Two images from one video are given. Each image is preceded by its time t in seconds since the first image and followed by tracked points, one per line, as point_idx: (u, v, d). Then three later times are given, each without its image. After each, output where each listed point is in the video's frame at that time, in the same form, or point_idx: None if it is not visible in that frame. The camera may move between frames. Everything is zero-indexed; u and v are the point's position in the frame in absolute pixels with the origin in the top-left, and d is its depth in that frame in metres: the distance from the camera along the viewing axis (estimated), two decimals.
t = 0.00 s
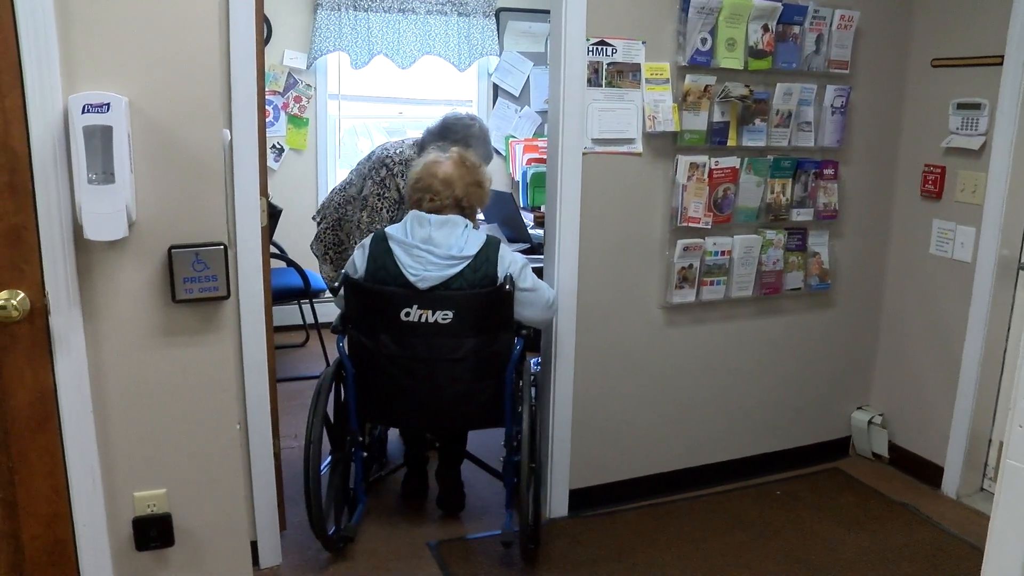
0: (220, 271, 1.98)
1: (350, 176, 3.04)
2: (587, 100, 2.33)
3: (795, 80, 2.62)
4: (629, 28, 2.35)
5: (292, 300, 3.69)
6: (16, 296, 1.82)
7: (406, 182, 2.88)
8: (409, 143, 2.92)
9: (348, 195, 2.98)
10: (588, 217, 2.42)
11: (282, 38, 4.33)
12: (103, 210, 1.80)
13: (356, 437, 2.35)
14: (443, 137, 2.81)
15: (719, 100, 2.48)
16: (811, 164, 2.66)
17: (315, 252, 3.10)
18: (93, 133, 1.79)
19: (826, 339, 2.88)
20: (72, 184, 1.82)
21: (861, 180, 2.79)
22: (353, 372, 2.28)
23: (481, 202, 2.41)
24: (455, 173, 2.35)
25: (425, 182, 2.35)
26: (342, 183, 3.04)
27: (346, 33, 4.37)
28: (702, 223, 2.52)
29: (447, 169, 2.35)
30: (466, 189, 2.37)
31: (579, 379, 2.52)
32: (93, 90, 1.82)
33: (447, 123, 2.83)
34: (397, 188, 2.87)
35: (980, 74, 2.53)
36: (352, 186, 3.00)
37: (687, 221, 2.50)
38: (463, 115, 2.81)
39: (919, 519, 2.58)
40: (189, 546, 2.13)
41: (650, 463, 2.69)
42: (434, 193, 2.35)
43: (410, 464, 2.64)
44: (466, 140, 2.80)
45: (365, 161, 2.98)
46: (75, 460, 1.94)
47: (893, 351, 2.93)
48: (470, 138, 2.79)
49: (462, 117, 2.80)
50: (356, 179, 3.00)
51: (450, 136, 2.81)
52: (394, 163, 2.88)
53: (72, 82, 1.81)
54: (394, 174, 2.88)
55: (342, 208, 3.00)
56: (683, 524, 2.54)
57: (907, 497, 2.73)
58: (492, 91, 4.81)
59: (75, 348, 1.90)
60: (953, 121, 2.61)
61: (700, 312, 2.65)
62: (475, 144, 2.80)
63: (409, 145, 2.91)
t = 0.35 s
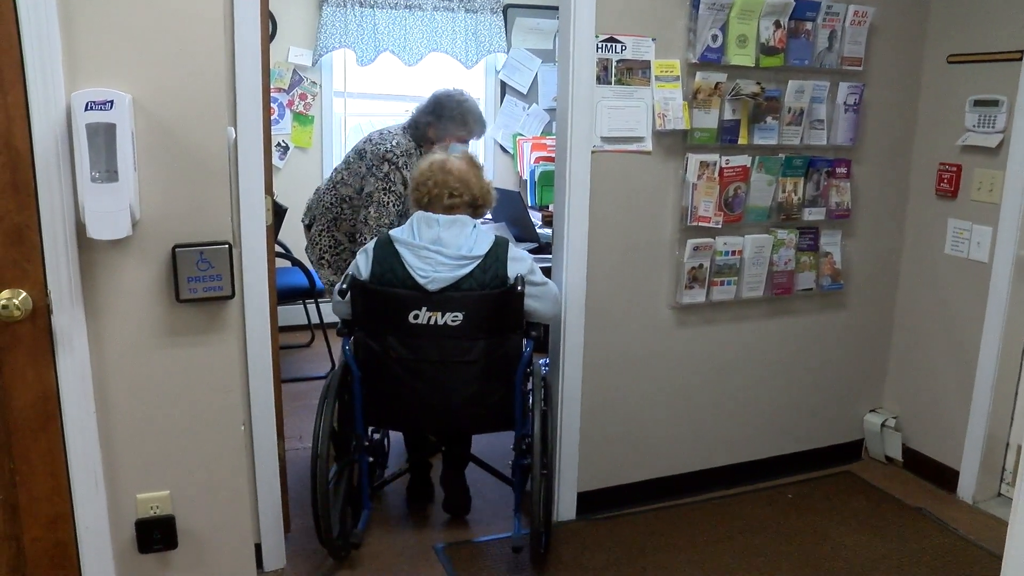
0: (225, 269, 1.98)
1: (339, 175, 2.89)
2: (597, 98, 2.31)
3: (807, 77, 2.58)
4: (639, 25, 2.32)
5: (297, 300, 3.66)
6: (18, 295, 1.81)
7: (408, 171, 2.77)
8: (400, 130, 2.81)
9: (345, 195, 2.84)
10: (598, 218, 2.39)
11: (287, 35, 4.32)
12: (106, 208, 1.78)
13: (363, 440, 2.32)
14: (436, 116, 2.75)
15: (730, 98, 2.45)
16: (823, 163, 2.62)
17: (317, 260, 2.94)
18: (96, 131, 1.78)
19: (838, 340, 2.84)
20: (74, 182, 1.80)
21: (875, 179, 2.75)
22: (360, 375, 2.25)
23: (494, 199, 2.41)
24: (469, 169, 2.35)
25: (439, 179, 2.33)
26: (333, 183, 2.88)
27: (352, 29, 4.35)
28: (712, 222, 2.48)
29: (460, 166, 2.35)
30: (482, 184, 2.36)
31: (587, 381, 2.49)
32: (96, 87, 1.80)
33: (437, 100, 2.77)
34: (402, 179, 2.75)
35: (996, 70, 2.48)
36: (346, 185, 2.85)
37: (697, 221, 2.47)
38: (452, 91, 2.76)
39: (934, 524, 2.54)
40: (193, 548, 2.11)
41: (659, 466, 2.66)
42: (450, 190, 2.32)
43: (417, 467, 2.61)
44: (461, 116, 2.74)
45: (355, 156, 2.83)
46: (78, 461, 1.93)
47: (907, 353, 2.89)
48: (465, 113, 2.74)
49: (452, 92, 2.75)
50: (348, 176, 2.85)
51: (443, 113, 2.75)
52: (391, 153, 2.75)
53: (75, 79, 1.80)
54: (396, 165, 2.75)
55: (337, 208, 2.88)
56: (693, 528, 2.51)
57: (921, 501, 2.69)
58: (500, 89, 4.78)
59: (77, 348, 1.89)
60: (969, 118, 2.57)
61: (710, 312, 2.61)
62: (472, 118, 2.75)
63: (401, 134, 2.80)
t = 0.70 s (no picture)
0: (230, 269, 1.96)
1: (330, 164, 2.75)
2: (606, 95, 2.27)
3: (820, 74, 2.54)
4: (649, 21, 2.29)
5: (302, 300, 3.64)
6: (20, 295, 1.79)
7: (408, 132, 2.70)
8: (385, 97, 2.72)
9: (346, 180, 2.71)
10: (607, 217, 2.36)
11: (292, 32, 4.31)
12: (109, 207, 1.76)
13: (370, 442, 2.29)
14: (421, 74, 2.71)
15: (741, 96, 2.41)
16: (836, 162, 2.58)
17: (337, 259, 2.79)
18: (99, 128, 1.76)
19: (851, 341, 2.80)
20: (77, 180, 1.78)
21: (889, 178, 2.71)
22: (366, 376, 2.23)
23: (497, 198, 2.37)
24: (470, 173, 2.31)
25: (440, 184, 2.30)
26: (328, 166, 2.76)
27: (357, 25, 4.31)
28: (723, 222, 2.45)
29: (461, 168, 2.31)
30: (483, 187, 2.32)
31: (596, 382, 2.46)
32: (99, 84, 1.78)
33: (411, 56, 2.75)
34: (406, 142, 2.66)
35: (1014, 67, 2.44)
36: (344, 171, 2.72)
37: (708, 220, 2.43)
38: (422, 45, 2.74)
39: (950, 529, 2.50)
40: (197, 551, 2.09)
41: (669, 469, 2.63)
42: (451, 196, 2.30)
43: (423, 470, 2.59)
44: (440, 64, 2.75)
45: (343, 138, 2.70)
46: (80, 462, 1.91)
47: (921, 354, 2.85)
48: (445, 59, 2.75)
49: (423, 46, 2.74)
50: (341, 159, 2.72)
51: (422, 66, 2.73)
52: (387, 121, 2.65)
53: (78, 76, 1.78)
54: (397, 129, 2.65)
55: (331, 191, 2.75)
56: (704, 532, 2.47)
57: (937, 506, 2.65)
58: (507, 86, 4.75)
59: (80, 348, 1.87)
60: (987, 115, 2.52)
61: (721, 312, 2.58)
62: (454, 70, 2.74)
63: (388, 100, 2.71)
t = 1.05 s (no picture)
0: (233, 269, 1.93)
1: (334, 158, 2.86)
2: (613, 93, 2.25)
3: (831, 71, 2.50)
4: (657, 18, 2.26)
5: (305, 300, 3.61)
6: (20, 295, 1.76)
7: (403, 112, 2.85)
8: (374, 84, 2.85)
9: (355, 167, 2.83)
10: (614, 217, 2.33)
11: (295, 30, 4.29)
12: (111, 206, 1.74)
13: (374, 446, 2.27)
14: (402, 56, 2.89)
15: (751, 93, 2.37)
16: (847, 160, 2.54)
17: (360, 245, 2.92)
18: (100, 126, 1.74)
19: (862, 343, 2.76)
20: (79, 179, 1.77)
21: (901, 177, 2.67)
22: (370, 378, 2.20)
23: (500, 200, 2.34)
24: (470, 176, 2.28)
25: (440, 187, 2.28)
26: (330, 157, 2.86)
27: (362, 22, 4.27)
28: (732, 221, 2.41)
29: (461, 170, 2.28)
30: (483, 190, 2.29)
31: (603, 383, 2.43)
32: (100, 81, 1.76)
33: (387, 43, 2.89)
34: (407, 119, 2.81)
35: None
36: (350, 161, 2.83)
37: (716, 219, 2.40)
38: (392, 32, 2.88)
39: (964, 534, 2.46)
40: (198, 554, 2.07)
41: (677, 472, 2.59)
42: (451, 198, 2.28)
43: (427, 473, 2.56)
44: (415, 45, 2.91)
45: (342, 129, 2.82)
46: (81, 464, 1.89)
47: (934, 356, 2.81)
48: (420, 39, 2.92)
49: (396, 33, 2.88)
50: (343, 150, 2.84)
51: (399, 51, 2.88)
52: (385, 106, 2.78)
53: (79, 73, 1.76)
54: (397, 110, 2.79)
55: (338, 181, 2.87)
56: (713, 536, 2.44)
57: (950, 511, 2.61)
58: (513, 84, 4.73)
59: (81, 348, 1.85)
60: (1002, 113, 2.48)
61: (730, 313, 2.54)
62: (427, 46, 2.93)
63: (377, 86, 2.84)
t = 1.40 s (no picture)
0: (236, 269, 1.91)
1: (350, 152, 2.97)
2: (621, 91, 2.21)
3: (843, 69, 2.46)
4: (666, 15, 2.23)
5: (309, 301, 3.59)
6: (20, 295, 1.75)
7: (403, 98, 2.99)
8: (370, 76, 2.97)
9: (374, 154, 2.95)
10: (622, 216, 2.30)
11: (298, 28, 4.26)
12: (112, 205, 1.72)
13: (379, 448, 2.24)
14: (384, 47, 3.02)
15: (760, 92, 2.34)
16: (859, 160, 2.50)
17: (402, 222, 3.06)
18: (102, 124, 1.72)
19: (874, 345, 2.72)
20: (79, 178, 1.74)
21: (914, 176, 2.63)
22: (375, 379, 2.17)
23: (500, 201, 2.30)
24: (469, 176, 2.25)
25: (439, 187, 2.26)
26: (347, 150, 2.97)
27: (366, 19, 4.23)
28: (741, 221, 2.38)
29: (460, 170, 2.25)
30: (482, 191, 2.25)
31: (611, 385, 2.40)
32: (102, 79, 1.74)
33: (376, 38, 3.01)
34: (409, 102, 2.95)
35: None
36: (369, 150, 2.95)
37: (726, 219, 2.36)
38: (379, 27, 3.01)
39: (979, 541, 2.42)
40: (200, 558, 2.04)
41: (685, 475, 2.56)
42: (449, 197, 2.26)
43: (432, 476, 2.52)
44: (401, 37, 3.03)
45: (350, 122, 2.94)
46: (82, 466, 1.87)
47: (947, 358, 2.76)
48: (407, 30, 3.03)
49: (383, 27, 3.01)
50: (357, 142, 2.95)
51: (386, 44, 3.01)
52: (387, 92, 2.91)
53: (80, 70, 1.73)
54: (400, 95, 2.93)
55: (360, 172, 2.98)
56: (723, 541, 2.40)
57: (965, 517, 2.57)
58: (520, 82, 4.70)
59: (82, 349, 1.83)
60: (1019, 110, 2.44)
61: (740, 315, 2.51)
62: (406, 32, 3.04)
63: (372, 78, 2.97)
